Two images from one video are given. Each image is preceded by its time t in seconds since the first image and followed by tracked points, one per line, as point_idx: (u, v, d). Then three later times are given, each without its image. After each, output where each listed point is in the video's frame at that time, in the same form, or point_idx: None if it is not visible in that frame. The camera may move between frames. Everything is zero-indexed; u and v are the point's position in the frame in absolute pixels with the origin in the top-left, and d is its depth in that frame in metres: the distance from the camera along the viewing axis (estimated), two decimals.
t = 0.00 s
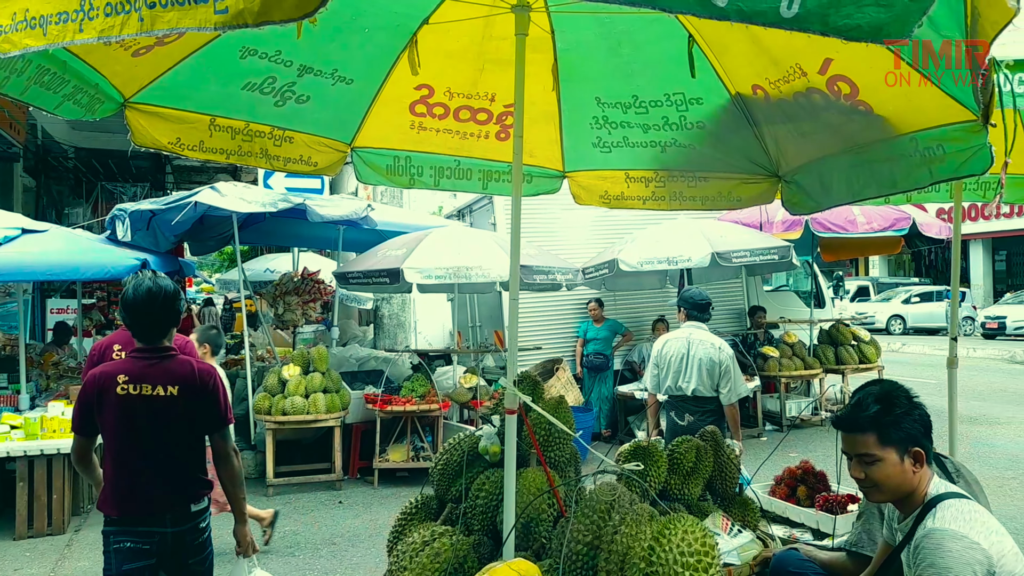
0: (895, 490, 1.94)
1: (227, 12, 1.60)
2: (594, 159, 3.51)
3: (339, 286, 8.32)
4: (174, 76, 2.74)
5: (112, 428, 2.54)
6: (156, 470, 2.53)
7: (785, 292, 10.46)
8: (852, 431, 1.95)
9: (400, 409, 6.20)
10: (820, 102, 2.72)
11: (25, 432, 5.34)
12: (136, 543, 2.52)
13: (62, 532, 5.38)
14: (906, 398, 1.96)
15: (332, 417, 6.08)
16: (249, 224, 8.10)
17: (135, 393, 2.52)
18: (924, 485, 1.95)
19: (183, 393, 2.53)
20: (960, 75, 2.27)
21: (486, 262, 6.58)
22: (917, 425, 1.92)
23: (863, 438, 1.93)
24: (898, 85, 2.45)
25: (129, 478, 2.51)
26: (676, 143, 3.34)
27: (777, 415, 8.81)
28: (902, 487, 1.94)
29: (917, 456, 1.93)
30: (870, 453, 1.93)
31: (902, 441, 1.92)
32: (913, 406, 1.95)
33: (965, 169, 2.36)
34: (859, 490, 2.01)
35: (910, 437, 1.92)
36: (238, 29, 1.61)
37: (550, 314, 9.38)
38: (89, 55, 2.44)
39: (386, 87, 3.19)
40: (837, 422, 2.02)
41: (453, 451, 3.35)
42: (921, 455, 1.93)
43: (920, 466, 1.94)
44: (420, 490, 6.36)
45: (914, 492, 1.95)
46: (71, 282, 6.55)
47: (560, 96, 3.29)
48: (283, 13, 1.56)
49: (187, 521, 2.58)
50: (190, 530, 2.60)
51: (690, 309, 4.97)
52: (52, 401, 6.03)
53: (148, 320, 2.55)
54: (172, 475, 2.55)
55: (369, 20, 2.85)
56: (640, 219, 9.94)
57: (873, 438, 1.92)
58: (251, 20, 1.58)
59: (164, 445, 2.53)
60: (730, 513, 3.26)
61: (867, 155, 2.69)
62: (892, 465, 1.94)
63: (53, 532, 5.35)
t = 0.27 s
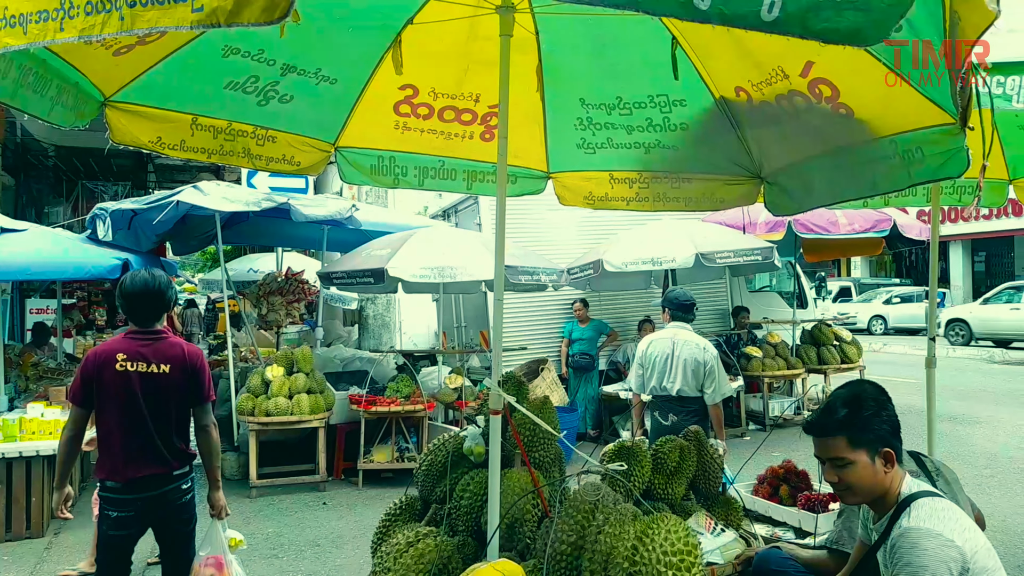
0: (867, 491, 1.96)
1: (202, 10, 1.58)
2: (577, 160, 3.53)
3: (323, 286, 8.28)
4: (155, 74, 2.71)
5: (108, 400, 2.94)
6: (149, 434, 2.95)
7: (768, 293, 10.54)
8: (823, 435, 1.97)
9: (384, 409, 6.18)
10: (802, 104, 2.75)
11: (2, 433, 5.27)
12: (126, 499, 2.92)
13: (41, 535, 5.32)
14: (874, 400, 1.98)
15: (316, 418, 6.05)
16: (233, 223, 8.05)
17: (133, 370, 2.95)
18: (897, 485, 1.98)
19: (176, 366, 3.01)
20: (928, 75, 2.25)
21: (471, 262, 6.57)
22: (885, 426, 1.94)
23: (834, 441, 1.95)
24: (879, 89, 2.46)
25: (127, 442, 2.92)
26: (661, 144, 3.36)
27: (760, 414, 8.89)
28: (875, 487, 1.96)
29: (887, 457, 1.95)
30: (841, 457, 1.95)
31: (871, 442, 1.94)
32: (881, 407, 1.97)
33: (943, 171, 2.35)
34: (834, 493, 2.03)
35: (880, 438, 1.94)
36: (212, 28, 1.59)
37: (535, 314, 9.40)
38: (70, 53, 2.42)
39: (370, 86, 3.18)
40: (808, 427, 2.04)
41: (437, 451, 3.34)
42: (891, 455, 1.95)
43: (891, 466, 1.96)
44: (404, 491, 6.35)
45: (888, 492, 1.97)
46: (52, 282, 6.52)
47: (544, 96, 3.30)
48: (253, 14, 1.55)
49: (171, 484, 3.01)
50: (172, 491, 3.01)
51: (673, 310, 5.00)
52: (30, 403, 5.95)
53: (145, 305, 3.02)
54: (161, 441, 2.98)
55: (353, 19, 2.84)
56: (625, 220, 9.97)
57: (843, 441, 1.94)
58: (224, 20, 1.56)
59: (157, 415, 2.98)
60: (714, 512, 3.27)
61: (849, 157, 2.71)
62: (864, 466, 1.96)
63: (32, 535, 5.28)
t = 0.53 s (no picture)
0: (854, 491, 1.98)
1: (186, 8, 1.56)
2: (569, 160, 3.53)
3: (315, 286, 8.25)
4: (144, 73, 2.70)
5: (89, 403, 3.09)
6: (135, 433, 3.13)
7: (759, 292, 10.59)
8: (810, 436, 1.98)
9: (377, 409, 6.17)
10: (792, 104, 2.76)
11: None
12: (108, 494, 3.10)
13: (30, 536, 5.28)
14: (859, 399, 1.99)
15: (308, 418, 6.03)
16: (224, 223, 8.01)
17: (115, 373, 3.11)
18: (885, 484, 1.99)
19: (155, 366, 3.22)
20: (927, 75, 2.17)
21: (464, 262, 6.58)
22: (871, 425, 1.95)
23: (821, 443, 1.96)
24: (867, 92, 2.47)
25: (115, 442, 3.09)
26: (653, 144, 3.37)
27: (752, 413, 8.93)
28: (863, 487, 1.97)
29: (873, 456, 1.96)
30: (829, 458, 1.95)
31: (858, 442, 1.94)
32: (866, 407, 1.98)
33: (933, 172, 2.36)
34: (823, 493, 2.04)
35: (867, 438, 1.95)
36: (197, 27, 1.58)
37: (528, 314, 9.40)
38: (60, 51, 2.40)
39: (361, 85, 3.17)
40: (795, 428, 2.05)
41: (430, 451, 3.34)
42: (877, 454, 1.96)
43: (878, 465, 1.97)
44: (397, 490, 6.35)
45: (876, 492, 1.99)
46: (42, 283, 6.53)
47: (536, 96, 3.30)
48: (232, 13, 1.55)
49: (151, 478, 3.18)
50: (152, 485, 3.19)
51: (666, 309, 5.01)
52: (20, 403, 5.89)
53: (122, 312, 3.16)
54: (143, 441, 3.14)
55: (344, 18, 2.83)
56: (617, 220, 9.99)
57: (830, 442, 1.95)
58: (207, 18, 1.55)
59: (139, 414, 3.16)
60: (706, 510, 3.28)
61: (839, 157, 2.72)
62: (852, 466, 1.97)
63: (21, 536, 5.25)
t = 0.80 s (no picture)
0: (860, 489, 1.98)
1: (185, 6, 1.57)
2: (569, 159, 3.53)
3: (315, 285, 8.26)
4: (144, 73, 2.70)
5: (75, 390, 3.67)
6: (112, 411, 3.70)
7: (760, 292, 10.59)
8: (817, 433, 1.98)
9: (378, 409, 6.17)
10: (793, 104, 2.75)
11: None
12: (96, 467, 3.68)
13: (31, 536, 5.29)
14: (867, 398, 2.01)
15: (309, 418, 6.03)
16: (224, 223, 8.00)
17: (93, 362, 3.67)
18: (892, 482, 1.99)
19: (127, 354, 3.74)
20: (927, 75, 2.17)
21: (464, 261, 6.58)
22: (880, 423, 1.96)
23: (829, 439, 1.96)
24: (868, 91, 2.46)
25: (97, 419, 3.67)
26: (653, 144, 3.36)
27: (752, 413, 8.93)
28: (868, 486, 1.97)
29: (882, 455, 1.96)
30: (836, 455, 1.95)
31: (866, 440, 1.95)
32: (874, 406, 1.99)
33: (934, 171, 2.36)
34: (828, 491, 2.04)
35: (874, 436, 1.96)
36: (196, 26, 1.58)
37: (528, 313, 9.40)
38: (58, 51, 2.40)
39: (361, 85, 3.17)
40: (802, 425, 2.05)
41: (431, 451, 3.34)
42: (886, 452, 1.96)
43: (885, 464, 1.97)
44: (398, 490, 6.35)
45: (883, 491, 1.99)
46: (42, 282, 6.54)
47: (535, 95, 3.30)
48: (232, 11, 1.56)
49: (130, 452, 3.76)
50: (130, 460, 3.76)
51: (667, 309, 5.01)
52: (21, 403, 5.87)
53: (97, 307, 3.67)
54: (120, 418, 3.72)
55: (344, 18, 2.82)
56: (617, 219, 9.99)
57: (838, 439, 1.95)
58: (205, 16, 1.55)
59: (116, 395, 3.72)
60: (706, 510, 3.28)
61: (838, 156, 2.72)
62: (859, 464, 1.97)
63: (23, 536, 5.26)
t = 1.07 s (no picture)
0: (863, 493, 1.95)
1: (188, 6, 1.54)
2: (570, 160, 3.51)
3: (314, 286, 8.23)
4: (142, 72, 2.67)
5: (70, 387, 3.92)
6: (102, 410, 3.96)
7: (760, 294, 10.55)
8: (822, 436, 1.95)
9: (376, 411, 6.14)
10: (797, 104, 2.72)
11: None
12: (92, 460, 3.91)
13: (28, 538, 5.26)
14: (870, 401, 1.98)
15: (307, 420, 5.99)
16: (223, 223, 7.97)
17: (87, 362, 3.94)
18: (896, 486, 1.96)
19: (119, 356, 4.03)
20: (927, 75, 2.15)
21: (463, 263, 6.55)
22: (884, 426, 1.93)
23: (833, 443, 1.93)
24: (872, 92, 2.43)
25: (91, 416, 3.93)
26: (655, 144, 3.34)
27: (753, 415, 8.90)
28: (872, 490, 1.94)
29: (886, 458, 1.93)
30: (840, 458, 1.93)
31: (869, 443, 1.92)
32: (878, 408, 1.96)
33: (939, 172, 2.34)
34: (832, 495, 2.01)
35: (878, 439, 1.92)
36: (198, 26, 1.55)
37: (528, 315, 9.37)
38: (58, 51, 2.37)
39: (361, 85, 3.15)
40: (806, 429, 2.02)
41: (430, 454, 3.30)
42: (890, 455, 1.93)
43: (889, 467, 1.94)
44: (396, 492, 6.32)
45: (886, 494, 1.96)
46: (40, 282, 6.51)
47: (537, 95, 3.27)
48: (235, 11, 1.54)
49: (121, 447, 4.01)
50: (121, 455, 4.00)
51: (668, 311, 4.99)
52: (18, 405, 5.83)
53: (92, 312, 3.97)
54: (110, 418, 3.97)
55: (345, 17, 2.80)
56: (617, 221, 9.96)
57: (842, 442, 1.92)
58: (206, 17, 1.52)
59: (107, 394, 3.98)
60: (707, 514, 3.25)
61: (842, 157, 2.69)
62: (862, 468, 1.94)
63: (19, 538, 5.23)
